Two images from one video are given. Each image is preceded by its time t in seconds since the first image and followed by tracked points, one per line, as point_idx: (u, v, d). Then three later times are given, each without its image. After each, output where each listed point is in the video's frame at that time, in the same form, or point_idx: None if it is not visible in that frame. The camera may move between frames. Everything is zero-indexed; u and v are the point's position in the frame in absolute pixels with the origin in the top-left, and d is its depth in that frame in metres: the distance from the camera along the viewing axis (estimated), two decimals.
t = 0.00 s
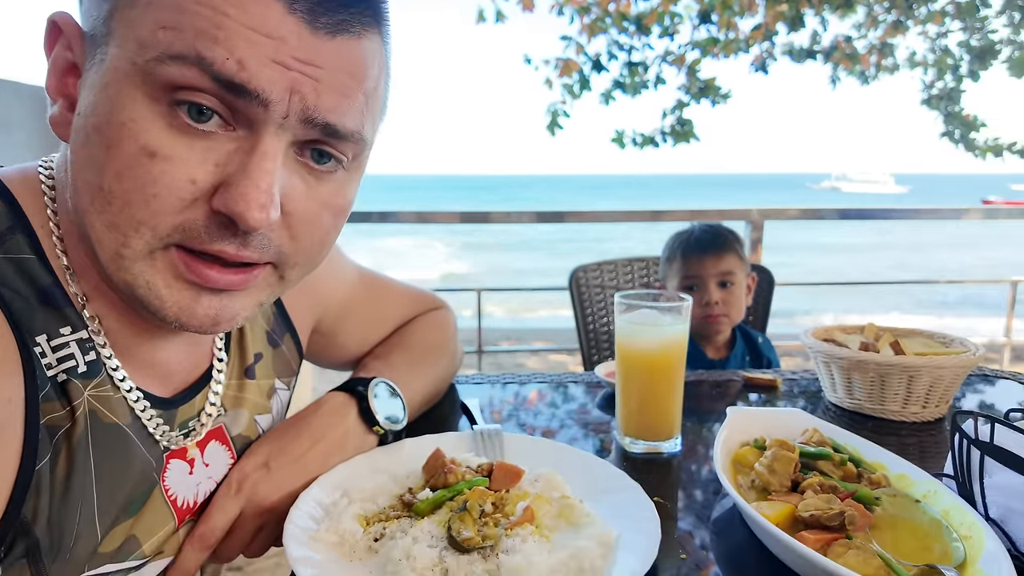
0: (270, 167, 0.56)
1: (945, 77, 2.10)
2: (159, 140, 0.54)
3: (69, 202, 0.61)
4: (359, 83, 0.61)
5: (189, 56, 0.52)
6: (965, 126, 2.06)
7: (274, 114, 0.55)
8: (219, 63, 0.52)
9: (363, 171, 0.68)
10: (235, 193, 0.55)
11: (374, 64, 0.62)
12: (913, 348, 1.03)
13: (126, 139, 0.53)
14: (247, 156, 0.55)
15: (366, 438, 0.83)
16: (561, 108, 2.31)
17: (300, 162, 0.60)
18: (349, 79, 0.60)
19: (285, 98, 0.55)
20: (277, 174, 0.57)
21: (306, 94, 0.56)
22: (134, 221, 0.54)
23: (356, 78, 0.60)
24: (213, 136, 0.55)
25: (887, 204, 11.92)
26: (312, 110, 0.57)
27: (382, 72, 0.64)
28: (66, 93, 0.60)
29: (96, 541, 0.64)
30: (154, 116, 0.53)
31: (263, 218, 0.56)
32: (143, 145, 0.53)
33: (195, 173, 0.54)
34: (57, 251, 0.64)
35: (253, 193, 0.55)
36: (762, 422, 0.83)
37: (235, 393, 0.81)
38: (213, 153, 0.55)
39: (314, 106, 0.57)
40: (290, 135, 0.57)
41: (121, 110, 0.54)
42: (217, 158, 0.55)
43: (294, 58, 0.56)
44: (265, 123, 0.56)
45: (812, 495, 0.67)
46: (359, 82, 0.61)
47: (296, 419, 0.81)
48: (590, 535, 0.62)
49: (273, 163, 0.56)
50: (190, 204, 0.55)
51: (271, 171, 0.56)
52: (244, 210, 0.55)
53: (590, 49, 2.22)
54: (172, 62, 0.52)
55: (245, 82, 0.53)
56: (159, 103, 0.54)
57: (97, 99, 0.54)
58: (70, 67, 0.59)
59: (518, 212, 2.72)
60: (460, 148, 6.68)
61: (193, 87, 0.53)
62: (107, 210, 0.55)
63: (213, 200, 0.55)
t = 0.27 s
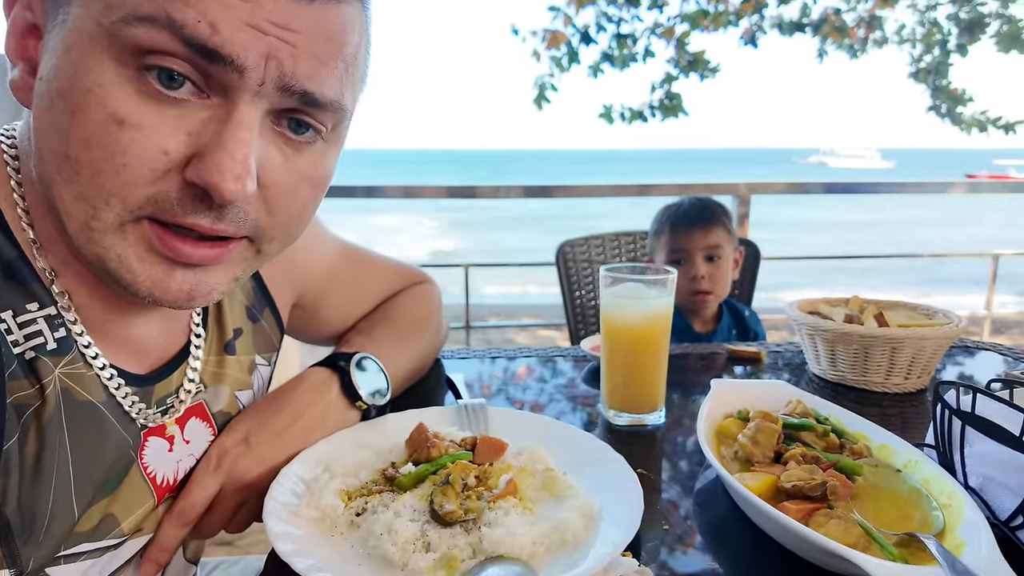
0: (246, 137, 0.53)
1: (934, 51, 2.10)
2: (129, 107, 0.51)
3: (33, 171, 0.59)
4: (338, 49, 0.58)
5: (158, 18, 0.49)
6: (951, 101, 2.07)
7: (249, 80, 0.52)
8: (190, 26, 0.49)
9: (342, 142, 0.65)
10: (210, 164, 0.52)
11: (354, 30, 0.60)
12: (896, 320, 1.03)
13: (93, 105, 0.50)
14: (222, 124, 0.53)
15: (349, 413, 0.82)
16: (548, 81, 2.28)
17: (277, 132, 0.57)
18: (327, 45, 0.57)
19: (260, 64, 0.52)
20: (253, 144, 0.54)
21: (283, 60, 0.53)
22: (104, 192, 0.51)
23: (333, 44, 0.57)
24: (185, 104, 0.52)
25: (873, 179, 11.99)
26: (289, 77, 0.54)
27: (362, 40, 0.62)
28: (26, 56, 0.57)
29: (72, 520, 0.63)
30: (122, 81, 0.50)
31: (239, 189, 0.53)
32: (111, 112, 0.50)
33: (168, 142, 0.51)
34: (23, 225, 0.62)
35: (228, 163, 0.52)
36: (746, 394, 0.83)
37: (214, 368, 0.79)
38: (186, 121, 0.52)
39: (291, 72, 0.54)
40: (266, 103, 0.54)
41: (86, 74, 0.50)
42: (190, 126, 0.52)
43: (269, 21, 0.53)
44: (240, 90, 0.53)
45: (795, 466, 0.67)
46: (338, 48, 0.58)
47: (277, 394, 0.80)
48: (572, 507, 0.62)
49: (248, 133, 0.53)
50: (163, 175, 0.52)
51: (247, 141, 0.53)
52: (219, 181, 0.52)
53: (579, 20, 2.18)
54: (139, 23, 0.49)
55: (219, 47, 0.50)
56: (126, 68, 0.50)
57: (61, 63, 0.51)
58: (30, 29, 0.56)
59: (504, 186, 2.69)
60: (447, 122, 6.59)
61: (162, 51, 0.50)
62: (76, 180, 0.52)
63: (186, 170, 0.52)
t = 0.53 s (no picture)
0: (227, 111, 0.52)
1: (925, 25, 2.08)
2: (108, 81, 0.49)
3: (9, 146, 0.57)
4: (320, 21, 0.56)
5: None
6: (943, 74, 2.07)
7: (230, 53, 0.51)
8: None
9: (325, 116, 0.64)
10: (193, 140, 0.50)
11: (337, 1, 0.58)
12: (882, 294, 1.04)
13: (72, 79, 0.49)
14: (203, 98, 0.51)
15: (337, 390, 0.81)
16: (538, 55, 2.25)
17: (259, 106, 0.56)
18: (308, 16, 0.55)
19: (241, 36, 0.50)
20: (234, 118, 0.53)
21: (264, 32, 0.52)
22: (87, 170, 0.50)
23: (316, 14, 0.55)
24: (165, 77, 0.50)
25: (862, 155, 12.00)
26: (271, 50, 0.52)
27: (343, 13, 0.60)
28: None
29: (60, 498, 0.63)
30: (100, 53, 0.49)
31: (223, 165, 0.52)
32: (90, 86, 0.49)
33: (149, 117, 0.50)
34: None
35: (210, 138, 0.51)
36: (732, 368, 0.84)
37: (200, 345, 0.79)
38: (167, 95, 0.50)
39: (273, 44, 0.52)
40: (248, 76, 0.52)
41: (62, 46, 0.49)
42: (170, 100, 0.50)
43: None
44: (221, 63, 0.51)
45: (779, 438, 0.68)
46: (320, 20, 0.56)
47: (264, 371, 0.80)
48: (560, 480, 0.63)
49: (230, 106, 0.52)
50: (147, 152, 0.50)
51: (229, 115, 0.52)
52: (201, 156, 0.51)
53: None
54: None
55: (198, 17, 0.48)
56: (104, 40, 0.49)
57: (35, 35, 0.49)
58: None
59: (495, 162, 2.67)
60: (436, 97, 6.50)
61: (138, 20, 0.48)
62: (58, 157, 0.50)
63: (169, 147, 0.51)
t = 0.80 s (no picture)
0: (226, 101, 0.52)
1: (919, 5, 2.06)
2: (106, 69, 0.49)
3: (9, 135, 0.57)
4: (319, 10, 0.55)
5: None
6: (936, 54, 2.08)
7: (229, 43, 0.51)
8: None
9: (323, 103, 0.64)
10: (193, 129, 0.51)
11: None
12: (871, 278, 1.05)
13: (69, 68, 0.49)
14: (201, 88, 0.51)
15: (335, 374, 0.82)
16: (530, 36, 2.23)
17: (258, 95, 0.56)
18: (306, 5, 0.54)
19: (238, 26, 0.50)
20: (234, 108, 0.53)
21: (263, 22, 0.51)
22: (87, 157, 0.50)
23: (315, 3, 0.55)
24: (163, 66, 0.50)
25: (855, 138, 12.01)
26: (269, 39, 0.52)
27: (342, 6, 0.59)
28: None
29: (65, 482, 0.64)
30: (98, 42, 0.49)
31: (222, 154, 0.53)
32: (88, 74, 0.49)
33: (148, 106, 0.50)
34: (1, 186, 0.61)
35: (210, 128, 0.51)
36: (724, 351, 0.85)
37: (198, 332, 0.79)
38: (166, 85, 0.51)
39: (271, 34, 0.52)
40: (246, 66, 0.52)
41: (58, 35, 0.48)
42: (169, 90, 0.51)
43: None
44: (219, 53, 0.51)
45: (770, 419, 0.69)
46: (318, 10, 0.55)
47: (261, 356, 0.81)
48: (555, 462, 0.64)
49: (229, 96, 0.52)
50: (145, 141, 0.51)
51: (228, 106, 0.52)
52: (202, 146, 0.51)
53: None
54: None
55: (196, 8, 0.48)
56: (102, 29, 0.49)
57: (32, 23, 0.49)
58: None
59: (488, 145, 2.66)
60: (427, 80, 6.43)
61: (135, 10, 0.48)
62: (56, 145, 0.50)
63: (168, 136, 0.51)
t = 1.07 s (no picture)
0: (292, 118, 0.55)
1: None
2: (180, 98, 0.52)
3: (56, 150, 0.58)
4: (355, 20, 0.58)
5: (208, 14, 0.48)
6: (933, 47, 2.10)
7: (292, 66, 0.53)
8: (238, 19, 0.49)
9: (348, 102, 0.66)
10: (264, 146, 0.55)
11: None
12: (866, 274, 1.08)
13: (145, 99, 0.51)
14: (269, 108, 0.54)
15: (345, 368, 0.84)
16: (529, 29, 2.24)
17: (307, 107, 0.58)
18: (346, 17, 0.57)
19: (301, 50, 0.53)
20: (298, 123, 0.56)
21: (318, 42, 0.54)
22: (165, 177, 0.54)
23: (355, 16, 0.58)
24: (230, 90, 0.53)
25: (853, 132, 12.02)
26: (326, 57, 0.55)
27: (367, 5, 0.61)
28: (26, 37, 0.52)
29: (87, 475, 0.66)
30: (169, 73, 0.51)
31: (295, 166, 0.57)
32: (163, 104, 0.51)
33: (220, 127, 0.54)
34: (28, 200, 0.62)
35: (283, 146, 0.55)
36: (722, 346, 0.88)
37: (211, 329, 0.82)
38: (234, 106, 0.54)
39: (327, 52, 0.55)
40: (305, 83, 0.56)
41: (128, 67, 0.50)
42: (238, 111, 0.54)
43: (305, 6, 0.52)
44: (284, 75, 0.54)
45: (767, 411, 0.72)
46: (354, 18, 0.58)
47: (273, 351, 0.83)
48: (561, 452, 0.67)
49: (294, 114, 0.55)
50: (218, 159, 0.54)
51: (293, 122, 0.55)
52: (277, 163, 0.55)
53: None
54: (189, 21, 0.48)
55: (267, 37, 0.51)
56: (171, 60, 0.50)
57: (96, 53, 0.50)
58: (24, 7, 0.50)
59: (486, 140, 2.67)
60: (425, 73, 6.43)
61: (211, 44, 0.50)
62: (133, 167, 0.54)
63: (241, 153, 0.55)
